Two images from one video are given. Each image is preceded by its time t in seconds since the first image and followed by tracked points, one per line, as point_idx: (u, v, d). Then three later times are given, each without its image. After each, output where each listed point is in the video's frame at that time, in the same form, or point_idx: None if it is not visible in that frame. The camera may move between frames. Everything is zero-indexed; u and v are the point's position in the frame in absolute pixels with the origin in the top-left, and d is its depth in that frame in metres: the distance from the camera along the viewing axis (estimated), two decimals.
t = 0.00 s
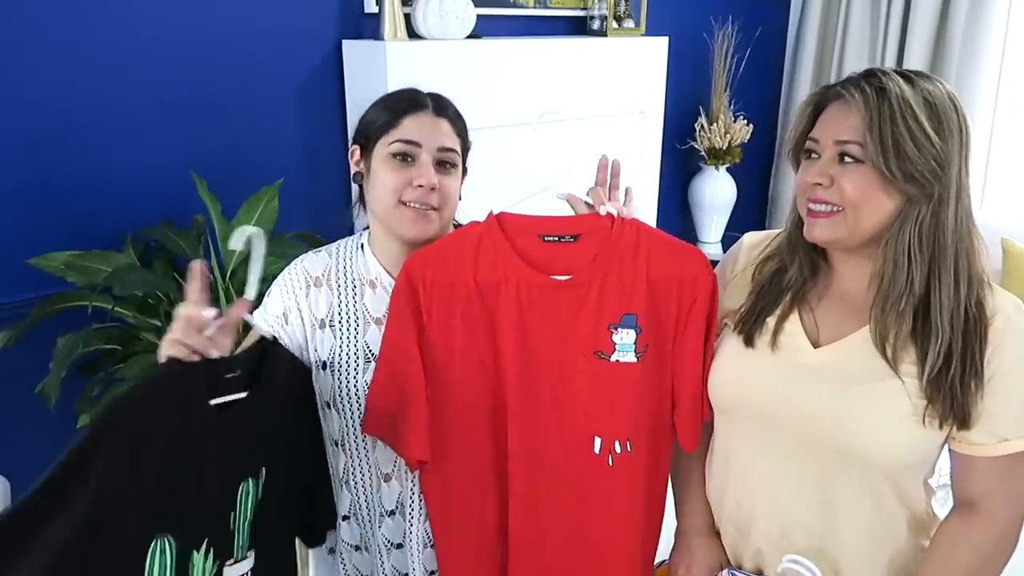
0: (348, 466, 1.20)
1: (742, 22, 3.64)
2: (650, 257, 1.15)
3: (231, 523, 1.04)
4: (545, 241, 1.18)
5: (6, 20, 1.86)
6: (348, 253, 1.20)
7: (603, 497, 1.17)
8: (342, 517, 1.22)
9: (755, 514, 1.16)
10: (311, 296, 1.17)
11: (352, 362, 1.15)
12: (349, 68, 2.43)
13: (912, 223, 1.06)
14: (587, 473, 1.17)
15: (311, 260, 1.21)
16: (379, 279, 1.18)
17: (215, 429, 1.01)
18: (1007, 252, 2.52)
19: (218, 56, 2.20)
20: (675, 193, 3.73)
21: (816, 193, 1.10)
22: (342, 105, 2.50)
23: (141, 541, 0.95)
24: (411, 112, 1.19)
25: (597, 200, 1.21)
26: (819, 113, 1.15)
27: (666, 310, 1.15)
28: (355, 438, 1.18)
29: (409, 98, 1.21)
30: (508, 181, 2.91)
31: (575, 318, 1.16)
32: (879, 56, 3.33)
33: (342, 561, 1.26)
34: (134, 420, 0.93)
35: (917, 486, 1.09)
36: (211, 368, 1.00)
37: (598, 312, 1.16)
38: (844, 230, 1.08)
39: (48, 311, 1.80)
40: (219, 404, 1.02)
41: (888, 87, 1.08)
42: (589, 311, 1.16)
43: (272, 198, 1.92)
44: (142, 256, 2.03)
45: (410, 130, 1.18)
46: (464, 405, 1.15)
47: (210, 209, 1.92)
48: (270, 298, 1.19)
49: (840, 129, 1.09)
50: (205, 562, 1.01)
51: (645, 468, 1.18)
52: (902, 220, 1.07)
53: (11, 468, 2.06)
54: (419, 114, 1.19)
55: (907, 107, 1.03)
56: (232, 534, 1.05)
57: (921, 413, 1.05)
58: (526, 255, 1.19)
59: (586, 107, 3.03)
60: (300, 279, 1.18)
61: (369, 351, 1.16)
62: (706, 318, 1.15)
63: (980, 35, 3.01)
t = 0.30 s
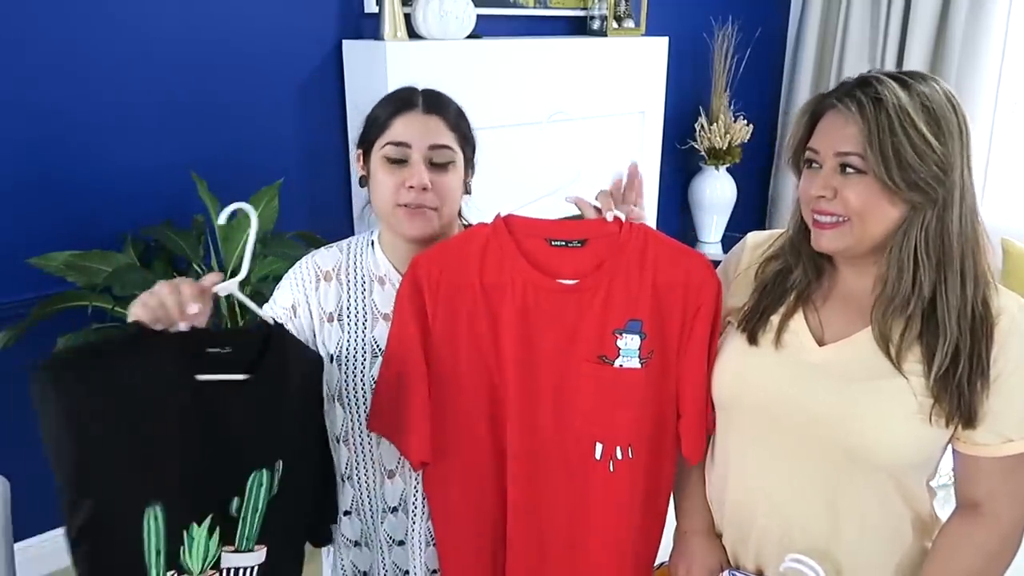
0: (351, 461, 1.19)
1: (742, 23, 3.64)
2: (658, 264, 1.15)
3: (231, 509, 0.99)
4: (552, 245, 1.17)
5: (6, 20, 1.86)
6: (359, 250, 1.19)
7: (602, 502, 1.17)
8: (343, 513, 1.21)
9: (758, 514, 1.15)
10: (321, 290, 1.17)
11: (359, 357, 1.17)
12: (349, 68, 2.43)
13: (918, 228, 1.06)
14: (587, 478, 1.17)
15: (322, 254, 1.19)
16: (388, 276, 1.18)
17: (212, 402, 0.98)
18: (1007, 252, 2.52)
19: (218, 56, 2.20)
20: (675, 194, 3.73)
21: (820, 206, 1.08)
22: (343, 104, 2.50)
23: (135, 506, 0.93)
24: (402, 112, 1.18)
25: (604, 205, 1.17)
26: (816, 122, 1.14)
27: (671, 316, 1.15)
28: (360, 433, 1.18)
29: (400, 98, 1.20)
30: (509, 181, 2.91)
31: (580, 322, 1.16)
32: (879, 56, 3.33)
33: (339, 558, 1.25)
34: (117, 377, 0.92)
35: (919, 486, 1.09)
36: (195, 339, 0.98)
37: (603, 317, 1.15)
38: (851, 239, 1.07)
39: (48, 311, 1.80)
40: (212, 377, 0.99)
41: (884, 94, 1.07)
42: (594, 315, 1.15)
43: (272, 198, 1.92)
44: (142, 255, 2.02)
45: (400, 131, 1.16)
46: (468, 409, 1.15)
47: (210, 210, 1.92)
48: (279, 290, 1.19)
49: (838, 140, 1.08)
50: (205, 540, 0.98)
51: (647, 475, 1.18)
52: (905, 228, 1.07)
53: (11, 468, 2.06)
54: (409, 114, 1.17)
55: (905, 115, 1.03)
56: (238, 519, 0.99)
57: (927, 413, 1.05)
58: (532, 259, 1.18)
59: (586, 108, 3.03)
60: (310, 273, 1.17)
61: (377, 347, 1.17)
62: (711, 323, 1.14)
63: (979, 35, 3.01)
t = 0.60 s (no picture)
0: (358, 461, 1.20)
1: (742, 23, 3.64)
2: (662, 274, 1.14)
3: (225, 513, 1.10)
4: (557, 253, 1.17)
5: (6, 20, 1.86)
6: (367, 249, 1.21)
7: (603, 510, 1.17)
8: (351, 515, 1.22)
9: (758, 515, 1.15)
10: (328, 290, 1.18)
11: (365, 356, 1.17)
12: (349, 68, 2.43)
13: (920, 232, 1.06)
14: (588, 485, 1.17)
15: (329, 254, 1.21)
16: (396, 275, 1.19)
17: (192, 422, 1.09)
18: (1007, 252, 2.52)
19: (218, 56, 2.20)
20: (675, 193, 3.73)
21: (821, 215, 1.08)
22: (342, 105, 2.50)
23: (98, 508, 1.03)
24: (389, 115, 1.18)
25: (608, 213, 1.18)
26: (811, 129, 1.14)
27: (674, 326, 1.14)
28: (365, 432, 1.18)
29: (386, 102, 1.21)
30: (509, 181, 2.91)
31: (584, 330, 1.16)
32: (879, 56, 3.33)
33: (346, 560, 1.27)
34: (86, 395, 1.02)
35: (920, 488, 1.09)
36: (175, 366, 1.07)
37: (607, 324, 1.15)
38: (854, 247, 1.07)
39: (48, 311, 1.80)
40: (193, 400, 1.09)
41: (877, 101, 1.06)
42: (599, 323, 1.15)
43: (272, 198, 1.92)
44: (142, 256, 2.02)
45: (389, 133, 1.17)
46: (470, 415, 1.16)
47: (210, 210, 1.92)
48: (288, 288, 1.21)
49: (834, 149, 1.08)
50: (180, 535, 1.10)
51: (648, 484, 1.18)
52: (908, 231, 1.07)
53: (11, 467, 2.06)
54: (395, 113, 1.18)
55: (900, 121, 1.02)
56: (230, 523, 1.10)
57: (930, 414, 1.05)
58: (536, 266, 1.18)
59: (586, 108, 3.03)
60: (317, 273, 1.19)
61: (383, 346, 1.18)
62: (715, 335, 1.14)
63: (979, 36, 3.02)
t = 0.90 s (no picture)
0: (358, 459, 1.21)
1: (742, 22, 3.64)
2: (670, 265, 1.14)
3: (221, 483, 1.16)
4: (562, 245, 1.17)
5: (6, 20, 1.86)
6: (366, 250, 1.21)
7: (612, 501, 1.17)
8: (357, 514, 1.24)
9: (757, 516, 1.15)
10: (327, 289, 1.19)
11: (362, 356, 1.17)
12: (349, 68, 2.43)
13: (917, 230, 1.06)
14: (598, 476, 1.17)
15: (330, 254, 1.22)
16: (394, 275, 1.19)
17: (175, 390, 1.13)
18: (1007, 252, 2.52)
19: (218, 56, 2.20)
20: (675, 193, 3.73)
21: (819, 206, 1.08)
22: (342, 105, 2.50)
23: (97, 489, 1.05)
24: (391, 113, 1.18)
25: (614, 204, 1.17)
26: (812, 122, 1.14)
27: (683, 317, 1.14)
28: (365, 430, 1.19)
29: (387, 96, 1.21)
30: (509, 181, 2.91)
31: (591, 322, 1.15)
32: (879, 56, 3.33)
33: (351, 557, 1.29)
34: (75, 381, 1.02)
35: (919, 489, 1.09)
36: (147, 335, 1.11)
37: (614, 316, 1.14)
38: (851, 241, 1.07)
39: (48, 311, 1.80)
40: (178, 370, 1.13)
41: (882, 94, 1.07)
42: (606, 315, 1.14)
43: (272, 198, 1.91)
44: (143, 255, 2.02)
45: (390, 134, 1.17)
46: (474, 408, 1.15)
47: (210, 210, 1.92)
48: (287, 287, 1.23)
49: (836, 141, 1.08)
50: (176, 497, 1.15)
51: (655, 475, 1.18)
52: (905, 229, 1.07)
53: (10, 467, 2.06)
54: (396, 115, 1.18)
55: (905, 113, 1.03)
56: (225, 494, 1.16)
57: (928, 418, 1.04)
58: (540, 256, 1.17)
59: (586, 108, 3.03)
60: (317, 272, 1.20)
61: (380, 346, 1.16)
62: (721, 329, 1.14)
63: (979, 36, 3.02)
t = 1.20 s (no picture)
0: (349, 458, 1.21)
1: (742, 22, 3.64)
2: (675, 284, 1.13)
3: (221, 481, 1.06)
4: (567, 260, 1.17)
5: (6, 19, 1.86)
6: (361, 250, 1.22)
7: (609, 521, 1.14)
8: (344, 513, 1.24)
9: (753, 519, 1.15)
10: (324, 288, 1.20)
11: (354, 353, 1.17)
12: (349, 68, 2.43)
13: (914, 232, 1.06)
14: (596, 496, 1.14)
15: (330, 255, 1.23)
16: (387, 274, 1.19)
17: (213, 391, 1.04)
18: (1007, 252, 2.52)
19: (218, 56, 2.20)
20: (675, 193, 3.73)
21: (815, 212, 1.08)
22: (342, 105, 2.50)
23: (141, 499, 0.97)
24: (410, 122, 1.17)
25: (620, 219, 1.18)
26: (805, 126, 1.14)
27: (687, 335, 1.13)
28: (358, 428, 1.20)
29: (401, 98, 1.19)
30: (509, 181, 2.91)
31: (593, 337, 1.15)
32: (879, 56, 3.33)
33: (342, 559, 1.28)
34: (133, 380, 0.95)
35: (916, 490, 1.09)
36: (199, 330, 1.03)
37: (617, 332, 1.14)
38: (848, 245, 1.08)
39: (48, 311, 1.80)
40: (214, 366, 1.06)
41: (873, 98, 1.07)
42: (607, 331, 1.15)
43: (272, 198, 1.92)
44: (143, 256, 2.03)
45: (414, 144, 1.16)
46: (474, 420, 1.15)
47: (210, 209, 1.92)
48: (287, 287, 1.23)
49: (830, 146, 1.08)
50: (201, 517, 1.05)
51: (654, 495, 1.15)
52: (902, 232, 1.07)
53: (10, 467, 2.07)
54: (418, 125, 1.17)
55: (897, 118, 1.03)
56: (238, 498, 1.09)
57: (926, 419, 1.05)
58: (544, 271, 1.17)
59: (586, 108, 3.03)
60: (315, 272, 1.21)
61: (372, 343, 1.17)
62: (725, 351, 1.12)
63: (979, 36, 3.02)
